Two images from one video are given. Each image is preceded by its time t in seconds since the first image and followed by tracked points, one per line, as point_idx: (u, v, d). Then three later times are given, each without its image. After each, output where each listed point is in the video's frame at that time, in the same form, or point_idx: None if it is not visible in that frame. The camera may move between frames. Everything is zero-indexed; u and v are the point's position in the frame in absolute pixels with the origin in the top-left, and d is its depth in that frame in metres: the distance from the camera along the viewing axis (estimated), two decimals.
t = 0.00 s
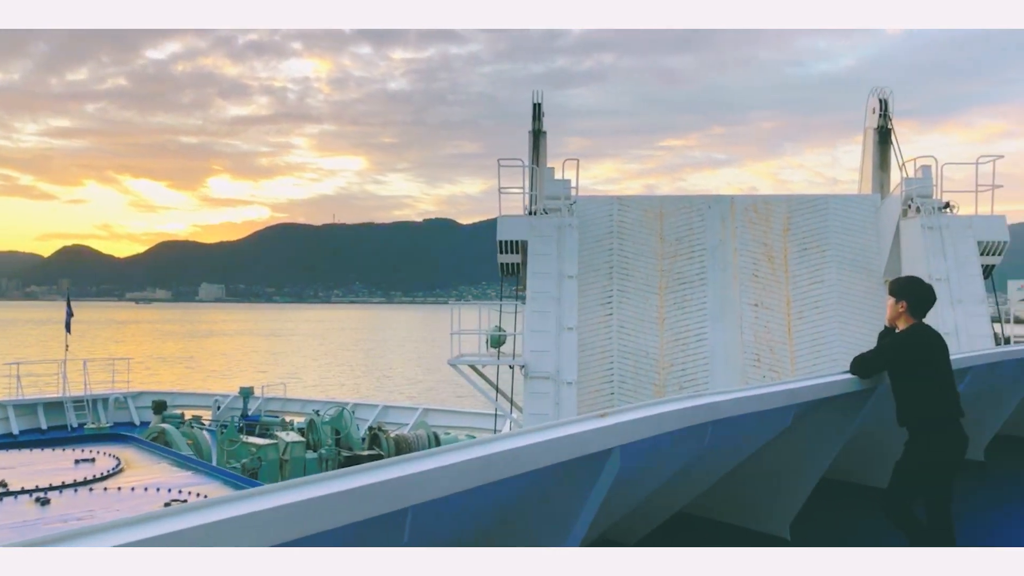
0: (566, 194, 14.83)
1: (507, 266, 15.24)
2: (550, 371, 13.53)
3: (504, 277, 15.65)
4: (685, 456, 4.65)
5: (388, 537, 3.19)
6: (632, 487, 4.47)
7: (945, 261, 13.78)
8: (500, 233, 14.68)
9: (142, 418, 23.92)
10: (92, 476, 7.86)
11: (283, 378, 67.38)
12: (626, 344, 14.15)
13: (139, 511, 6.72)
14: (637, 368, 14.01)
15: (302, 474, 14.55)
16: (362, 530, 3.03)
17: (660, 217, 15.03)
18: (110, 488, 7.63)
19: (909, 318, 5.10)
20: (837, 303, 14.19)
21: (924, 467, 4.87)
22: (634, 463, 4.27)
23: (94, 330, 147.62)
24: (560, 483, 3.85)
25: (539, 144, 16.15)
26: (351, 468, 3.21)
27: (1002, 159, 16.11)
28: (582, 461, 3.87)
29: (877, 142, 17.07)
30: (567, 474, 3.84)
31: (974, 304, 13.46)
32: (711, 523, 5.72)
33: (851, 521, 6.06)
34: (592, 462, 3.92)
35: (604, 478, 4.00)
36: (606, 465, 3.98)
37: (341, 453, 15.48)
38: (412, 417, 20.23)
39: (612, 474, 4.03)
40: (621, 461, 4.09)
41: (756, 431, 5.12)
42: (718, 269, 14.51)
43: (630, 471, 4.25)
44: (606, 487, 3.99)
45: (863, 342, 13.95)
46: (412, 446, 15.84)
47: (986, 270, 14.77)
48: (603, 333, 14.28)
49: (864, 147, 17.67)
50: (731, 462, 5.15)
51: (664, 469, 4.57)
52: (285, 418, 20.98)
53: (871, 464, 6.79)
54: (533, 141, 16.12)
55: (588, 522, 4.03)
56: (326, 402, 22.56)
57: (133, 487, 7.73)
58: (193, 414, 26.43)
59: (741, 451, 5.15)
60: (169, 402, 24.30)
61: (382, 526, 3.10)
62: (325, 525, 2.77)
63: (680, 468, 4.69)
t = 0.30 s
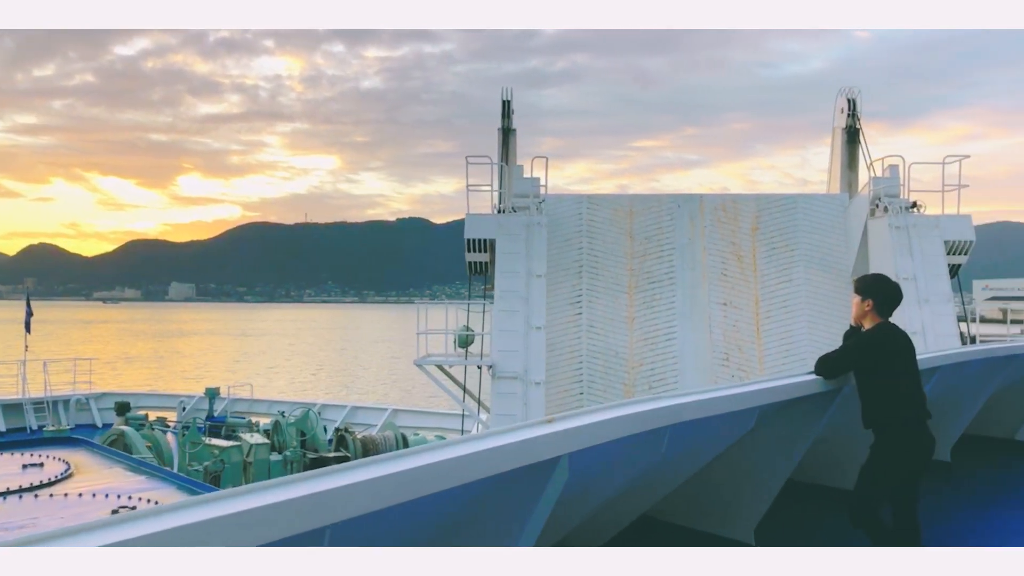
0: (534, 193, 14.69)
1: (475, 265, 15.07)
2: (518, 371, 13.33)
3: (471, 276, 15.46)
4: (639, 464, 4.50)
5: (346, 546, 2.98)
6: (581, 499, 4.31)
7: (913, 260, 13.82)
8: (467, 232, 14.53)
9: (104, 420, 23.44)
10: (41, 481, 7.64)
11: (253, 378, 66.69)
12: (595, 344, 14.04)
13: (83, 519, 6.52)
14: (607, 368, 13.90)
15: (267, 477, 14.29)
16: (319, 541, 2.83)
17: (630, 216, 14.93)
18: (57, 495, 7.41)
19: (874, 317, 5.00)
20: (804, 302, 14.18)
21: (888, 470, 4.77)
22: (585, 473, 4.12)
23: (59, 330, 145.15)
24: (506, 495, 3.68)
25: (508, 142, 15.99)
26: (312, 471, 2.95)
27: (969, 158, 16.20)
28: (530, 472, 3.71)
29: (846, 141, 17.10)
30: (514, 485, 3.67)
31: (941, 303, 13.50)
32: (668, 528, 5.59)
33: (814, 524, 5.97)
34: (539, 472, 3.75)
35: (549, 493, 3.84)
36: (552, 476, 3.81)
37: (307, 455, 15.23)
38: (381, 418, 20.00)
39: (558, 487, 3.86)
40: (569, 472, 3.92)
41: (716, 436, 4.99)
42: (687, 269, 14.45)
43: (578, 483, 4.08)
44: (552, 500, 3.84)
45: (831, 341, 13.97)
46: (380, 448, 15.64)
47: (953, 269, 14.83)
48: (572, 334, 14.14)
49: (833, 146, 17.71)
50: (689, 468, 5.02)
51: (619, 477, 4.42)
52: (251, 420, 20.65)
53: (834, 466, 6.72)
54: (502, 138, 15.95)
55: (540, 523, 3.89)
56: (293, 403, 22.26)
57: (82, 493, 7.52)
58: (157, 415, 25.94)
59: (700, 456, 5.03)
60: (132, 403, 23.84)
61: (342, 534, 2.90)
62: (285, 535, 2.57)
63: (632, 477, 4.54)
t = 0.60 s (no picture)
0: (506, 190, 14.49)
1: (445, 263, 14.87)
2: (488, 371, 13.10)
3: (442, 275, 15.24)
4: (597, 478, 4.30)
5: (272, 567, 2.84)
6: (531, 520, 4.11)
7: (885, 259, 13.79)
8: (438, 230, 14.30)
9: (69, 421, 22.96)
10: None
11: (223, 378, 65.95)
12: (567, 343, 13.86)
13: (29, 531, 6.25)
14: (579, 368, 13.72)
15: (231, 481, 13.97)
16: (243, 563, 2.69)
17: (603, 214, 14.77)
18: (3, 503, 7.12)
19: (846, 317, 4.86)
20: (777, 302, 14.10)
21: (862, 474, 4.63)
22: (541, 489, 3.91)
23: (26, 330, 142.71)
24: (449, 521, 3.52)
25: (481, 139, 15.77)
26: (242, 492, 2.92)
27: (940, 158, 16.25)
28: (472, 491, 3.52)
29: (819, 140, 17.06)
30: (456, 511, 3.50)
31: (913, 302, 13.46)
32: (631, 534, 5.41)
33: (783, 528, 5.83)
34: (487, 487, 3.57)
35: (494, 509, 3.68)
36: (500, 490, 3.63)
37: (273, 458, 14.94)
38: (351, 419, 19.74)
39: (502, 505, 3.69)
40: (517, 488, 3.74)
41: (678, 445, 4.82)
42: (660, 268, 14.32)
43: (527, 500, 3.88)
44: (497, 519, 3.69)
45: (804, 341, 13.89)
46: (348, 451, 15.38)
47: (924, 269, 14.82)
48: (544, 333, 13.96)
49: (806, 144, 17.67)
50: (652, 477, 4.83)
51: (579, 488, 4.22)
52: (219, 421, 20.29)
53: (806, 469, 6.58)
54: (474, 135, 15.73)
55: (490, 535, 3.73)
56: (263, 404, 21.92)
57: (30, 501, 7.24)
58: (123, 416, 25.45)
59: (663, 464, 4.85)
60: (97, 404, 23.36)
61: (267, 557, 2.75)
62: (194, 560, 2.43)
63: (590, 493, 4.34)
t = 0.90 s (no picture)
0: (479, 185, 14.27)
1: (417, 260, 14.63)
2: (460, 370, 12.88)
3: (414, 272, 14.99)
4: (553, 486, 4.02)
5: None
6: (484, 530, 3.82)
7: (861, 256, 13.73)
8: (409, 226, 14.05)
9: (34, 422, 22.45)
10: None
11: (195, 378, 65.21)
12: (542, 341, 13.65)
13: None
14: (553, 366, 13.51)
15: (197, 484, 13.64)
16: None
17: (578, 210, 14.59)
18: None
19: (821, 313, 4.68)
20: (752, 300, 13.97)
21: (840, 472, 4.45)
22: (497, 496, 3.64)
23: None
24: (388, 536, 3.23)
25: (454, 134, 15.53)
26: (153, 504, 2.60)
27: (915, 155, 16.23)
28: (413, 503, 3.23)
29: (794, 137, 16.97)
30: (399, 523, 3.20)
31: (888, 300, 13.38)
32: (596, 542, 5.16)
33: (755, 531, 5.63)
34: (432, 499, 3.28)
35: (432, 523, 3.36)
36: (439, 501, 3.32)
37: (241, 459, 14.63)
38: (324, 419, 19.43)
39: (442, 519, 3.36)
40: (461, 499, 3.44)
41: (643, 449, 4.58)
42: (635, 264, 14.16)
43: (478, 511, 3.61)
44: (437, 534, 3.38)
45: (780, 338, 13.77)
46: (319, 452, 15.09)
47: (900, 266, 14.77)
48: (518, 330, 13.74)
49: (782, 140, 17.59)
50: (616, 484, 4.58)
51: (537, 495, 3.96)
52: (189, 421, 19.90)
53: (779, 470, 6.41)
54: (447, 130, 15.48)
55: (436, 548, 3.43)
56: (234, 404, 21.55)
57: None
58: (92, 416, 24.96)
59: (628, 469, 4.61)
60: (63, 404, 22.86)
61: None
62: None
63: (544, 502, 4.07)
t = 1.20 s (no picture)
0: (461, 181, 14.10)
1: (399, 257, 14.44)
2: (441, 370, 12.67)
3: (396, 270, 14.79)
4: (522, 495, 3.75)
5: None
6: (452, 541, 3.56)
7: (846, 254, 13.62)
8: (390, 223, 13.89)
9: (11, 421, 22.11)
10: None
11: (177, 376, 64.64)
12: (526, 339, 13.48)
13: None
14: (536, 365, 13.34)
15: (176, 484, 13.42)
16: None
17: (562, 207, 14.46)
18: None
19: (804, 313, 4.53)
20: (737, 297, 13.84)
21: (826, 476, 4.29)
22: (473, 505, 3.47)
23: None
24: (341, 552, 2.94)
25: (437, 130, 15.33)
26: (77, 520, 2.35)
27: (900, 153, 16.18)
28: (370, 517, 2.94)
29: (780, 134, 16.87)
30: (374, 535, 3.01)
31: (874, 297, 13.27)
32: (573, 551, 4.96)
33: (738, 537, 5.47)
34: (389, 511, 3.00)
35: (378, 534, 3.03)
36: (385, 514, 2.98)
37: (221, 459, 14.43)
38: (306, 418, 19.19)
39: (391, 532, 3.07)
40: (413, 512, 3.12)
41: (619, 454, 4.39)
42: (619, 261, 14.04)
43: (444, 524, 3.36)
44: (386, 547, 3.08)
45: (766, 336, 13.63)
46: (300, 452, 14.87)
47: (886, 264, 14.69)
48: (501, 329, 13.57)
49: (767, 138, 17.48)
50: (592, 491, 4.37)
51: (508, 501, 3.69)
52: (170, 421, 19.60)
53: (761, 475, 6.27)
54: (430, 126, 15.29)
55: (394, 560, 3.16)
56: (215, 403, 21.27)
57: None
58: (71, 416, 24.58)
59: (605, 475, 4.41)
60: (41, 403, 22.49)
61: None
62: None
63: (517, 512, 3.89)
